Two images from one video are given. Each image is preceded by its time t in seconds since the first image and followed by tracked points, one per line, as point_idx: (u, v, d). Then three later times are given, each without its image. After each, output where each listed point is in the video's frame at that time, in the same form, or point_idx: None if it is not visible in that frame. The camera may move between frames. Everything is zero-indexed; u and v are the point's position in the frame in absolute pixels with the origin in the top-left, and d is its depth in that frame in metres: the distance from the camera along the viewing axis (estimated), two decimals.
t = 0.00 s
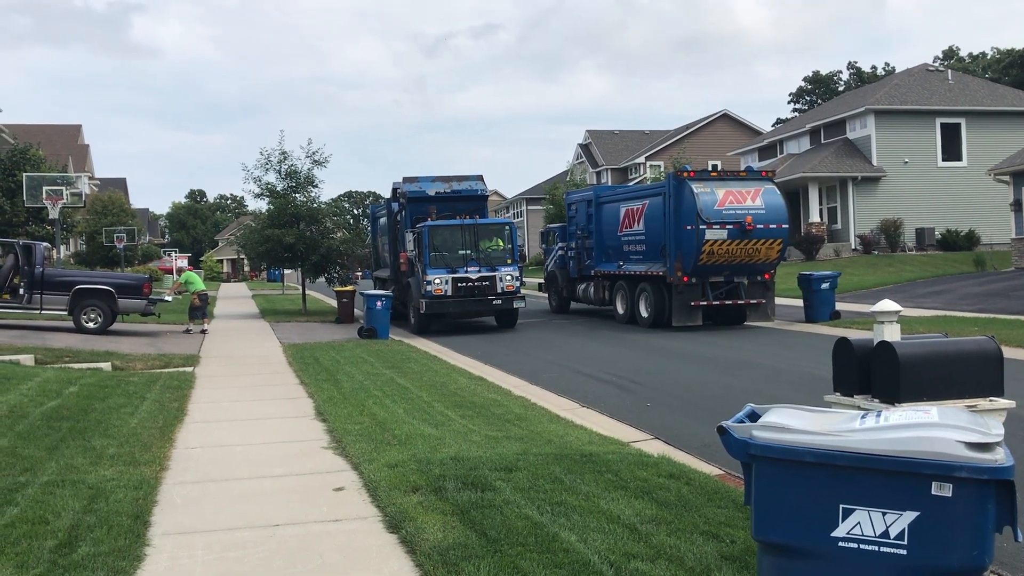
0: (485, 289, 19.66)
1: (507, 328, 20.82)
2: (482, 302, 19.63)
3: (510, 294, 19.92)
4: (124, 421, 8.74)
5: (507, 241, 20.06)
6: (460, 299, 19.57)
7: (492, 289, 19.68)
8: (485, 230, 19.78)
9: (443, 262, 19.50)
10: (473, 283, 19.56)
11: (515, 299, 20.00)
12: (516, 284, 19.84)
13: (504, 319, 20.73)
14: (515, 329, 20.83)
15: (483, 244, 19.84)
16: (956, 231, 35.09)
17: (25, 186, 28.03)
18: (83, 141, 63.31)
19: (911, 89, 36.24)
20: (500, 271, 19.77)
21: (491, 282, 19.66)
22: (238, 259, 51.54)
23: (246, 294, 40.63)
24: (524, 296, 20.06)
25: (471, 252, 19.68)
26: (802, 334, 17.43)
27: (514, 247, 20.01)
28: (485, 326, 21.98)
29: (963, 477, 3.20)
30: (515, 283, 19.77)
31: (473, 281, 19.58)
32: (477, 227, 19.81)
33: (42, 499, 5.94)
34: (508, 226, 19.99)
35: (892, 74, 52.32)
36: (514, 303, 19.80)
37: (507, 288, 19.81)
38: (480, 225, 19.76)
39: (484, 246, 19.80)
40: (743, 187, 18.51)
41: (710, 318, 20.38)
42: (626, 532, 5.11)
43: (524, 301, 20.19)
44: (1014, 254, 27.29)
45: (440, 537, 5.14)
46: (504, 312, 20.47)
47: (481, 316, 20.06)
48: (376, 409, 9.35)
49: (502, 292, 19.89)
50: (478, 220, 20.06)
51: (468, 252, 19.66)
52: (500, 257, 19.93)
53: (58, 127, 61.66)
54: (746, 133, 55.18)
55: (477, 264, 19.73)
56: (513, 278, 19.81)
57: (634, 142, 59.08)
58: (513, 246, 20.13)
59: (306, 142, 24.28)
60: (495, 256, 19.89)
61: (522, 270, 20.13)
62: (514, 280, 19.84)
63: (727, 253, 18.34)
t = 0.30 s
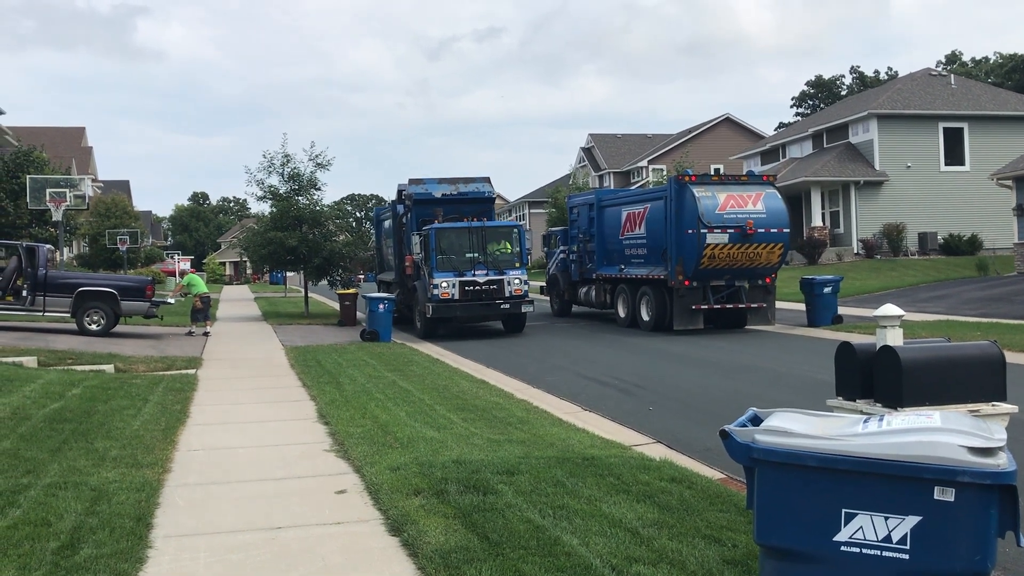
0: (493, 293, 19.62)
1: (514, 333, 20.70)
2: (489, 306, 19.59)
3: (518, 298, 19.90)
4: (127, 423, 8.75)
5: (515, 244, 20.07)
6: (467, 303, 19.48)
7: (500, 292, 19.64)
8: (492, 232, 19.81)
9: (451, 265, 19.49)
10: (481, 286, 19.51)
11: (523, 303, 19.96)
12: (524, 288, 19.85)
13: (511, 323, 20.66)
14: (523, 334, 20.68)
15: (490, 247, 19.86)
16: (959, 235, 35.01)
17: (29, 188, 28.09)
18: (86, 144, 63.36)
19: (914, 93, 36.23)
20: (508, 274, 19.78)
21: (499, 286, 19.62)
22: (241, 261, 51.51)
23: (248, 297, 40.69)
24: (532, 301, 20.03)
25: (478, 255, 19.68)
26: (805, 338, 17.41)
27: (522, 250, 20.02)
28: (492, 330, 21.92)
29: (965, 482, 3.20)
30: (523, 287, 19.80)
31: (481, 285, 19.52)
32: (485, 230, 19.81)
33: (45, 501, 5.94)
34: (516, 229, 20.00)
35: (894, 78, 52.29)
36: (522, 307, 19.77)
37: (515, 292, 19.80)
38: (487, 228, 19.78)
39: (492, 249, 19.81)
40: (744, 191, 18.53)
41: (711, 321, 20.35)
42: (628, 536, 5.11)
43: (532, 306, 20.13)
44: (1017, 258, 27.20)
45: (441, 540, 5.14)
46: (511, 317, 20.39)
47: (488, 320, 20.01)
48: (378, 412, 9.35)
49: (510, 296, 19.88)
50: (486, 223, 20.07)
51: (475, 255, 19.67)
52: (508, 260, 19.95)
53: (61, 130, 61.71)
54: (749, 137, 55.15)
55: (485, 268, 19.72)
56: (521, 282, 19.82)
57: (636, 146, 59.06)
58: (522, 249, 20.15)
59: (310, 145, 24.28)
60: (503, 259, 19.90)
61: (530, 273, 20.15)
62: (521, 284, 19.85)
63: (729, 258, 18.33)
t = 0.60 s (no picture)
0: (500, 295, 19.60)
1: (522, 336, 20.60)
2: (496, 308, 19.56)
3: (526, 300, 19.88)
4: (127, 424, 8.75)
5: (522, 245, 20.02)
6: (474, 305, 19.45)
7: (507, 295, 19.61)
8: (499, 233, 19.75)
9: (458, 267, 19.40)
10: (488, 289, 19.47)
11: (531, 305, 19.93)
12: (532, 290, 19.83)
13: (519, 326, 20.57)
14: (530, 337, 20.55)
15: (498, 249, 19.80)
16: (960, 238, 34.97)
17: (30, 189, 28.11)
18: (86, 145, 63.36)
19: (915, 96, 36.25)
20: (516, 276, 19.74)
21: (506, 289, 19.60)
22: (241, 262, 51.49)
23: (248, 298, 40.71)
24: (541, 303, 20.00)
25: (485, 257, 19.60)
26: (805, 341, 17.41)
27: (530, 252, 19.97)
28: (500, 334, 21.85)
29: (966, 485, 3.20)
30: (531, 290, 19.78)
31: (488, 287, 19.50)
32: (492, 232, 19.74)
33: (45, 501, 5.94)
34: (524, 231, 19.93)
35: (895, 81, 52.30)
36: (530, 310, 19.74)
37: (523, 294, 19.77)
38: (495, 229, 19.72)
39: (499, 251, 19.75)
40: (744, 194, 18.55)
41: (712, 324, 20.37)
42: (628, 538, 5.11)
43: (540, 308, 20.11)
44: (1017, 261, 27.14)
45: (442, 541, 5.14)
46: (519, 320, 20.33)
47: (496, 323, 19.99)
48: (378, 414, 9.35)
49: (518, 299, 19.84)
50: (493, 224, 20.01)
51: (482, 257, 19.59)
52: (516, 262, 19.88)
53: (61, 130, 61.68)
54: (749, 139, 55.15)
55: (492, 270, 19.64)
56: (529, 284, 19.79)
57: (637, 148, 59.07)
58: (529, 250, 20.11)
59: (310, 146, 24.30)
60: (511, 261, 19.84)
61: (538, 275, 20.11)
62: (529, 287, 19.81)
63: (729, 260, 18.32)
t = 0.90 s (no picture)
0: (509, 296, 18.97)
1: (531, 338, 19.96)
2: (506, 310, 18.91)
3: (536, 301, 19.25)
4: (125, 423, 8.74)
5: (531, 245, 19.48)
6: (482, 306, 18.82)
7: (517, 296, 18.98)
8: (507, 231, 19.25)
9: (465, 267, 18.88)
10: (496, 289, 18.87)
11: (541, 307, 19.29)
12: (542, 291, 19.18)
13: (529, 328, 19.92)
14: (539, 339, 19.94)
15: (506, 248, 19.26)
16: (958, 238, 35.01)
17: (28, 188, 28.07)
18: (84, 144, 63.28)
19: (913, 97, 36.29)
20: (526, 277, 19.14)
21: (516, 289, 18.97)
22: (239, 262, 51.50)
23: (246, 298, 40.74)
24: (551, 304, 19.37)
25: (494, 256, 19.07)
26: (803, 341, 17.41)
27: (539, 251, 19.42)
28: (508, 336, 21.23)
29: (965, 485, 3.20)
30: (541, 290, 19.11)
31: (496, 288, 18.90)
32: (500, 231, 19.22)
33: (43, 501, 5.93)
34: (533, 230, 19.41)
35: (893, 82, 52.37)
36: (540, 311, 19.09)
37: (533, 295, 19.13)
38: (503, 228, 19.19)
39: (508, 250, 19.21)
40: (743, 194, 18.56)
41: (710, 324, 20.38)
42: (627, 538, 5.11)
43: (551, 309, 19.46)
44: (1015, 262, 27.07)
45: (440, 541, 5.14)
46: (528, 322, 19.70)
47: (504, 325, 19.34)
48: (376, 413, 9.35)
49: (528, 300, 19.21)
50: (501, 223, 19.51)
51: (490, 256, 19.07)
52: (525, 262, 19.35)
53: (59, 130, 61.56)
54: (747, 139, 55.16)
55: (501, 270, 19.10)
56: (539, 284, 19.16)
57: (635, 148, 59.08)
58: (539, 250, 19.57)
59: (308, 146, 24.31)
60: (519, 260, 19.29)
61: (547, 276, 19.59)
62: (539, 287, 19.17)
63: (728, 261, 18.32)
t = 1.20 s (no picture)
0: (520, 296, 17.94)
1: (541, 341, 18.96)
2: (516, 311, 17.89)
3: (548, 302, 18.22)
4: (122, 421, 8.73)
5: (543, 243, 18.43)
6: (492, 307, 17.80)
7: (528, 296, 17.95)
8: (518, 228, 18.21)
9: (475, 266, 17.86)
10: (506, 290, 17.83)
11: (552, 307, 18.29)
12: (555, 291, 18.12)
13: (539, 330, 18.94)
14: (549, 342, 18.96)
15: (517, 246, 18.22)
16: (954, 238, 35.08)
17: (24, 186, 27.95)
18: (80, 142, 63.16)
19: (910, 96, 36.34)
20: (537, 276, 18.09)
21: (527, 289, 17.93)
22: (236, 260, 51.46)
23: (242, 296, 40.73)
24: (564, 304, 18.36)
25: (504, 255, 18.06)
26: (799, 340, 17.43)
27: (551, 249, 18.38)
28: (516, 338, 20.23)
29: (962, 484, 3.21)
30: (554, 290, 18.06)
31: (507, 288, 17.85)
32: (511, 228, 18.21)
33: (39, 499, 5.92)
34: (545, 227, 18.36)
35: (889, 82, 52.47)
36: (553, 312, 18.06)
37: (545, 295, 18.09)
38: (514, 225, 18.18)
39: (519, 248, 18.17)
40: (740, 194, 18.58)
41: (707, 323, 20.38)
42: (624, 536, 5.11)
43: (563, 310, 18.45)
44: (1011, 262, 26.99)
45: (438, 540, 5.14)
46: (538, 323, 18.71)
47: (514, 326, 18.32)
48: (373, 412, 9.34)
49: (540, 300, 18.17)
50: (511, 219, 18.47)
51: (500, 255, 18.04)
52: (537, 260, 18.31)
53: (55, 128, 61.42)
54: (744, 139, 55.22)
55: (511, 268, 18.09)
56: (551, 284, 18.11)
57: (632, 147, 59.10)
58: (551, 248, 18.51)
59: (305, 144, 24.27)
60: (531, 259, 18.24)
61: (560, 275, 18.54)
62: (552, 287, 18.12)
63: (724, 260, 18.34)
